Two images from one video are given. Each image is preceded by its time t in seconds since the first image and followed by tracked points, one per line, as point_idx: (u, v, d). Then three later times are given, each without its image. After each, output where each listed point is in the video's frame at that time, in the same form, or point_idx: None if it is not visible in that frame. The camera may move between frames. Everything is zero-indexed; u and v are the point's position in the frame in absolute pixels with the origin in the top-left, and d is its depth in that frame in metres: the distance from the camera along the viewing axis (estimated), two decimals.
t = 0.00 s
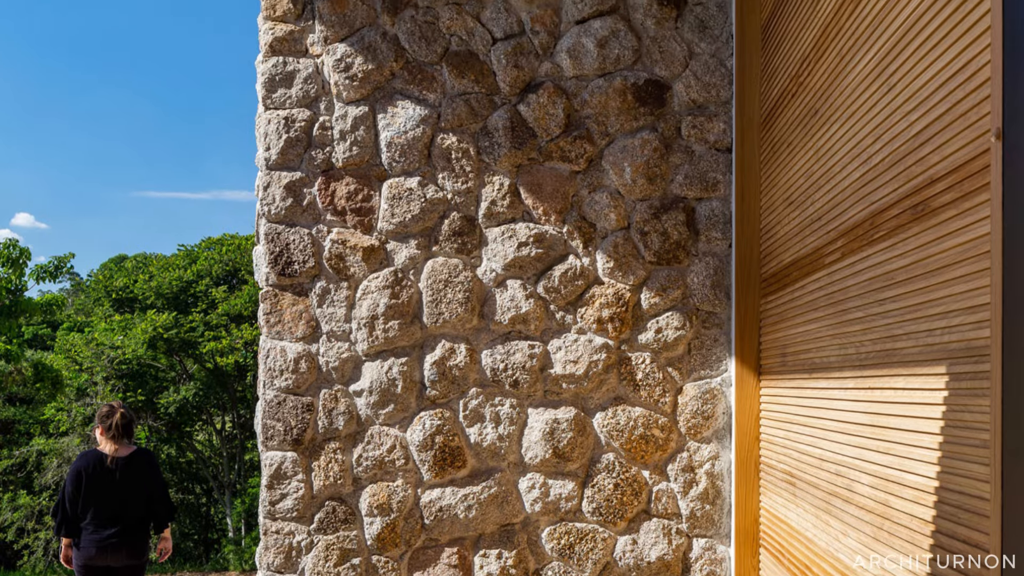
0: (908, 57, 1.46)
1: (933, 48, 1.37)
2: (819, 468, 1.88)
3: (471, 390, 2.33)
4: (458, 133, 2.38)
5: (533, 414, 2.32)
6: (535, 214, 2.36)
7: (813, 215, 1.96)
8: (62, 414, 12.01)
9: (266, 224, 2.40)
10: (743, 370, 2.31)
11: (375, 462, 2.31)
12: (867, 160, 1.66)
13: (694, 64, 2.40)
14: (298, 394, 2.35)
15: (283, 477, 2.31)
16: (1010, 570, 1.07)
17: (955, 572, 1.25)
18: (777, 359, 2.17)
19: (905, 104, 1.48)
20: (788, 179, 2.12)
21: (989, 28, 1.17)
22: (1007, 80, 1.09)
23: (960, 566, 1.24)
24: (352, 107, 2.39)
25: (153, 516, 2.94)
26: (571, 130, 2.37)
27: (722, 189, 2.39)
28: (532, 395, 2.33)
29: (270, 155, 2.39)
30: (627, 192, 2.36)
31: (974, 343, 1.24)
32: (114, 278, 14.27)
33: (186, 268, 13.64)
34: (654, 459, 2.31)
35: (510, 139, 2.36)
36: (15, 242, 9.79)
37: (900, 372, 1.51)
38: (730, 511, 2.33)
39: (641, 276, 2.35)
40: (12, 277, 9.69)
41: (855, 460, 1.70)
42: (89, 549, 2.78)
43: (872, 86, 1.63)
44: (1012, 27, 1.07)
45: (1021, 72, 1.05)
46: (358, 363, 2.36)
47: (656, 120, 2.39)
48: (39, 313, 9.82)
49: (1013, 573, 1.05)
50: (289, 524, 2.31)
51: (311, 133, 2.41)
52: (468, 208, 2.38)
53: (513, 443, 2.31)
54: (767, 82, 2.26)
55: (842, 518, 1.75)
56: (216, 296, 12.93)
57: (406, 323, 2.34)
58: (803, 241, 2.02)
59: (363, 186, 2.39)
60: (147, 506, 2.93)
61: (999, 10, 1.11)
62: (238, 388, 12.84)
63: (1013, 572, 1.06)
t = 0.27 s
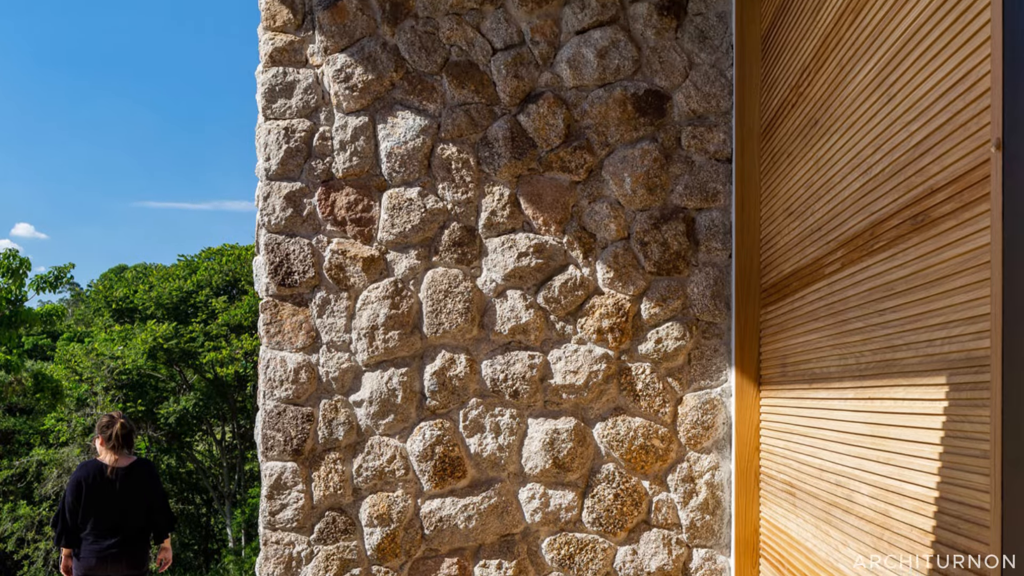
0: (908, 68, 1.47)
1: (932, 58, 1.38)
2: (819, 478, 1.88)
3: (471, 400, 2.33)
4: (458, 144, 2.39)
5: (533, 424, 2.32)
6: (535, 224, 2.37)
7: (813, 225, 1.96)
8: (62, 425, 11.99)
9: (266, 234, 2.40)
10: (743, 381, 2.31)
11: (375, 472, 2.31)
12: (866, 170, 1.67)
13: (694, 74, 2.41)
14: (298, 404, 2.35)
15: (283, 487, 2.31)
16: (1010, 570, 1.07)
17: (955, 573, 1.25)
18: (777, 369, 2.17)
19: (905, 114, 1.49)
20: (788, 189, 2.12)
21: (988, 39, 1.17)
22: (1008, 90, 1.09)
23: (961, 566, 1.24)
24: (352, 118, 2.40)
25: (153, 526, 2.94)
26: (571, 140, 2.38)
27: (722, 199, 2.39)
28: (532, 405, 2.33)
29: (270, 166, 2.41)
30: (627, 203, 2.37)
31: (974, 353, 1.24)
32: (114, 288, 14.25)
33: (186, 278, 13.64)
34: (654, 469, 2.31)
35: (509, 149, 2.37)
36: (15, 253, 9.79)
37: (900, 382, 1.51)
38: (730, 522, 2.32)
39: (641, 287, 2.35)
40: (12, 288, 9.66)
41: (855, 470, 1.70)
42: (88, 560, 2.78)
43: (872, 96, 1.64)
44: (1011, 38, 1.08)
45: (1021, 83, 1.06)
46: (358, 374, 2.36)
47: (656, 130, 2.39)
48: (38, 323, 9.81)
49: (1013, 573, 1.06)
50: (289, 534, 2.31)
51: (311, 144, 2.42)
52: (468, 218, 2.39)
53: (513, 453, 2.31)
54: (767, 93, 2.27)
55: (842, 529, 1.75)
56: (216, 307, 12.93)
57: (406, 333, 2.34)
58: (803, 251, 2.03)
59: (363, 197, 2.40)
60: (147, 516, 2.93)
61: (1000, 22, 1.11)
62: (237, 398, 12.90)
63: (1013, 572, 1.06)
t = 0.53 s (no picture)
0: (908, 78, 1.48)
1: (933, 69, 1.39)
2: (819, 488, 1.88)
3: (471, 410, 2.33)
4: (458, 154, 2.40)
5: (533, 435, 2.32)
6: (535, 234, 2.37)
7: (813, 235, 1.97)
8: (62, 435, 11.98)
9: (266, 245, 2.41)
10: (743, 391, 2.31)
11: (375, 482, 2.31)
12: (866, 180, 1.68)
13: (694, 84, 2.41)
14: (298, 415, 2.35)
15: (283, 498, 2.31)
16: (1010, 569, 1.07)
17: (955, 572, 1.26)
18: (777, 380, 2.17)
19: (905, 125, 1.50)
20: (788, 200, 2.13)
21: (988, 49, 1.18)
22: (1008, 101, 1.10)
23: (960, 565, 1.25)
24: (352, 128, 2.42)
25: (153, 536, 2.93)
26: (571, 150, 2.39)
27: (722, 209, 2.40)
28: (532, 416, 2.33)
29: (270, 176, 2.42)
30: (627, 213, 2.38)
31: (974, 364, 1.24)
32: (115, 298, 14.23)
33: (186, 288, 13.63)
34: (654, 480, 2.31)
35: (509, 159, 2.38)
36: (15, 263, 9.82)
37: (900, 393, 1.52)
38: (730, 532, 2.32)
39: (641, 297, 2.35)
40: (12, 298, 9.66)
41: (855, 481, 1.70)
42: (88, 570, 2.77)
43: (872, 106, 1.65)
44: (1011, 48, 1.08)
45: (1021, 94, 1.06)
46: (358, 384, 2.36)
47: (656, 141, 2.40)
48: (38, 334, 9.80)
49: (1013, 573, 1.06)
50: (289, 544, 2.31)
51: (311, 154, 2.43)
52: (468, 229, 2.39)
53: (513, 464, 2.31)
54: (767, 104, 2.28)
55: (842, 539, 1.74)
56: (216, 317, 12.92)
57: (406, 343, 2.35)
58: (803, 262, 2.04)
59: (363, 207, 2.41)
60: (147, 526, 2.92)
61: (1000, 32, 1.12)
62: (237, 408, 12.85)
63: (1013, 572, 1.06)
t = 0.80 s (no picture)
0: (908, 88, 1.49)
1: (932, 79, 1.40)
2: (819, 499, 1.88)
3: (471, 421, 2.33)
4: (458, 164, 2.40)
5: (533, 445, 2.32)
6: (535, 244, 2.38)
7: (813, 246, 1.98)
8: (62, 445, 11.96)
9: (266, 255, 2.42)
10: (743, 401, 2.31)
11: (375, 493, 2.31)
12: (866, 191, 1.69)
13: (694, 95, 2.43)
14: (298, 425, 2.35)
15: (283, 508, 2.31)
16: (1011, 569, 1.07)
17: (956, 571, 1.26)
18: (777, 390, 2.17)
19: (905, 135, 1.51)
20: (789, 210, 2.15)
21: (988, 59, 1.19)
22: (1009, 110, 1.10)
23: (961, 566, 1.25)
24: (352, 138, 2.43)
25: (153, 546, 2.91)
26: (571, 160, 2.40)
27: (722, 219, 2.41)
28: (532, 426, 2.33)
29: (270, 186, 2.42)
30: (627, 223, 2.38)
31: (974, 374, 1.25)
32: (115, 308, 14.21)
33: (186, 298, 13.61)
34: (654, 490, 2.31)
35: (509, 169, 2.39)
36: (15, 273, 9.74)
37: (900, 403, 1.52)
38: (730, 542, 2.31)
39: (641, 307, 2.36)
40: (12, 308, 9.63)
41: (855, 491, 1.70)
42: None
43: (872, 116, 1.66)
44: (1011, 58, 1.09)
45: (1021, 104, 1.07)
46: (358, 395, 2.36)
47: (656, 151, 2.41)
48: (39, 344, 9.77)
49: (1013, 573, 1.06)
50: (289, 555, 2.31)
51: (311, 164, 2.44)
52: (468, 239, 2.40)
53: (513, 474, 2.31)
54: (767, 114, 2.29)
55: (842, 549, 1.74)
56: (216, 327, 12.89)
57: (406, 354, 2.35)
58: (803, 272, 2.04)
59: (363, 217, 2.41)
60: (147, 536, 2.91)
61: (1001, 43, 1.13)
62: (237, 419, 12.90)
63: (1012, 572, 1.07)
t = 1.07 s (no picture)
0: (908, 99, 1.50)
1: (932, 89, 1.41)
2: (819, 509, 1.88)
3: (471, 431, 2.33)
4: (458, 174, 2.41)
5: (533, 455, 2.32)
6: (535, 255, 2.38)
7: (813, 256, 1.99)
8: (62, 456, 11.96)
9: (266, 265, 2.42)
10: (743, 412, 2.31)
11: (375, 503, 2.31)
12: (866, 201, 1.70)
13: (694, 105, 2.44)
14: (298, 435, 2.35)
15: (283, 518, 2.32)
16: (1011, 569, 1.07)
17: (955, 571, 1.26)
18: (777, 400, 2.18)
19: (905, 145, 1.52)
20: (789, 220, 2.16)
21: (988, 69, 1.20)
22: (1009, 121, 1.11)
23: (961, 565, 1.25)
24: (352, 148, 2.44)
25: (153, 557, 2.90)
26: (571, 171, 2.40)
27: (722, 229, 2.41)
28: (532, 436, 2.33)
29: (270, 197, 2.43)
30: (627, 233, 2.39)
31: (974, 385, 1.25)
32: (115, 318, 14.19)
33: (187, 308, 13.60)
34: (654, 500, 2.30)
35: (509, 180, 2.39)
36: (15, 284, 9.88)
37: (900, 413, 1.53)
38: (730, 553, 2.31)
39: (641, 317, 2.36)
40: (12, 318, 9.72)
41: (855, 501, 1.70)
42: None
43: (872, 127, 1.67)
44: (1011, 69, 1.09)
45: (1021, 114, 1.07)
46: (358, 405, 2.37)
47: (656, 161, 2.42)
48: (38, 354, 9.76)
49: (1014, 572, 1.06)
50: (289, 565, 2.31)
51: (311, 174, 2.45)
52: (468, 249, 2.40)
53: (513, 484, 2.31)
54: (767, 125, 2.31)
55: (842, 560, 1.74)
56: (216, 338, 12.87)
57: (406, 364, 2.35)
58: (803, 282, 2.05)
59: (363, 228, 2.42)
60: (147, 547, 2.90)
61: (1000, 53, 1.13)
62: (237, 429, 12.78)
63: (1013, 572, 1.07)
